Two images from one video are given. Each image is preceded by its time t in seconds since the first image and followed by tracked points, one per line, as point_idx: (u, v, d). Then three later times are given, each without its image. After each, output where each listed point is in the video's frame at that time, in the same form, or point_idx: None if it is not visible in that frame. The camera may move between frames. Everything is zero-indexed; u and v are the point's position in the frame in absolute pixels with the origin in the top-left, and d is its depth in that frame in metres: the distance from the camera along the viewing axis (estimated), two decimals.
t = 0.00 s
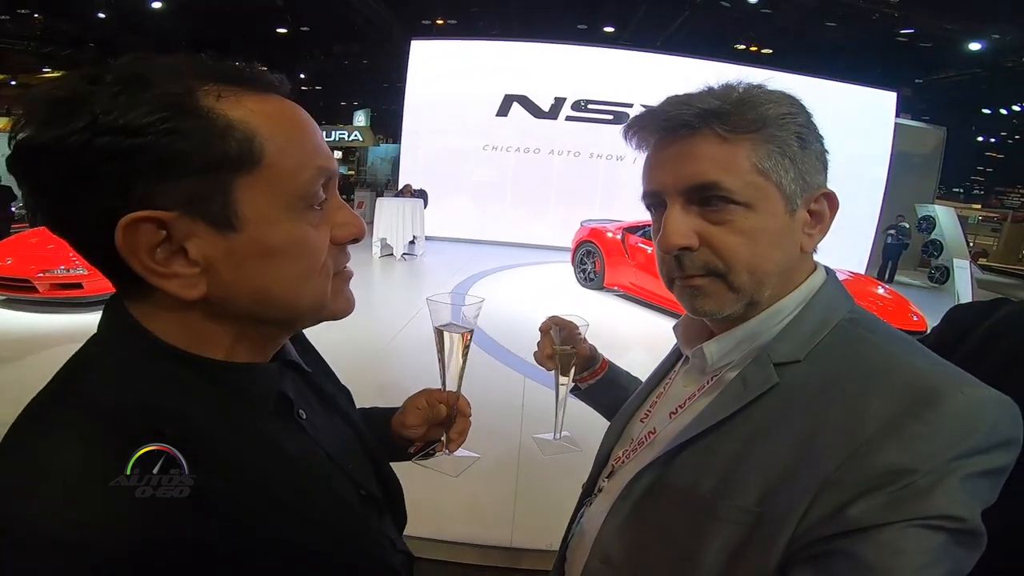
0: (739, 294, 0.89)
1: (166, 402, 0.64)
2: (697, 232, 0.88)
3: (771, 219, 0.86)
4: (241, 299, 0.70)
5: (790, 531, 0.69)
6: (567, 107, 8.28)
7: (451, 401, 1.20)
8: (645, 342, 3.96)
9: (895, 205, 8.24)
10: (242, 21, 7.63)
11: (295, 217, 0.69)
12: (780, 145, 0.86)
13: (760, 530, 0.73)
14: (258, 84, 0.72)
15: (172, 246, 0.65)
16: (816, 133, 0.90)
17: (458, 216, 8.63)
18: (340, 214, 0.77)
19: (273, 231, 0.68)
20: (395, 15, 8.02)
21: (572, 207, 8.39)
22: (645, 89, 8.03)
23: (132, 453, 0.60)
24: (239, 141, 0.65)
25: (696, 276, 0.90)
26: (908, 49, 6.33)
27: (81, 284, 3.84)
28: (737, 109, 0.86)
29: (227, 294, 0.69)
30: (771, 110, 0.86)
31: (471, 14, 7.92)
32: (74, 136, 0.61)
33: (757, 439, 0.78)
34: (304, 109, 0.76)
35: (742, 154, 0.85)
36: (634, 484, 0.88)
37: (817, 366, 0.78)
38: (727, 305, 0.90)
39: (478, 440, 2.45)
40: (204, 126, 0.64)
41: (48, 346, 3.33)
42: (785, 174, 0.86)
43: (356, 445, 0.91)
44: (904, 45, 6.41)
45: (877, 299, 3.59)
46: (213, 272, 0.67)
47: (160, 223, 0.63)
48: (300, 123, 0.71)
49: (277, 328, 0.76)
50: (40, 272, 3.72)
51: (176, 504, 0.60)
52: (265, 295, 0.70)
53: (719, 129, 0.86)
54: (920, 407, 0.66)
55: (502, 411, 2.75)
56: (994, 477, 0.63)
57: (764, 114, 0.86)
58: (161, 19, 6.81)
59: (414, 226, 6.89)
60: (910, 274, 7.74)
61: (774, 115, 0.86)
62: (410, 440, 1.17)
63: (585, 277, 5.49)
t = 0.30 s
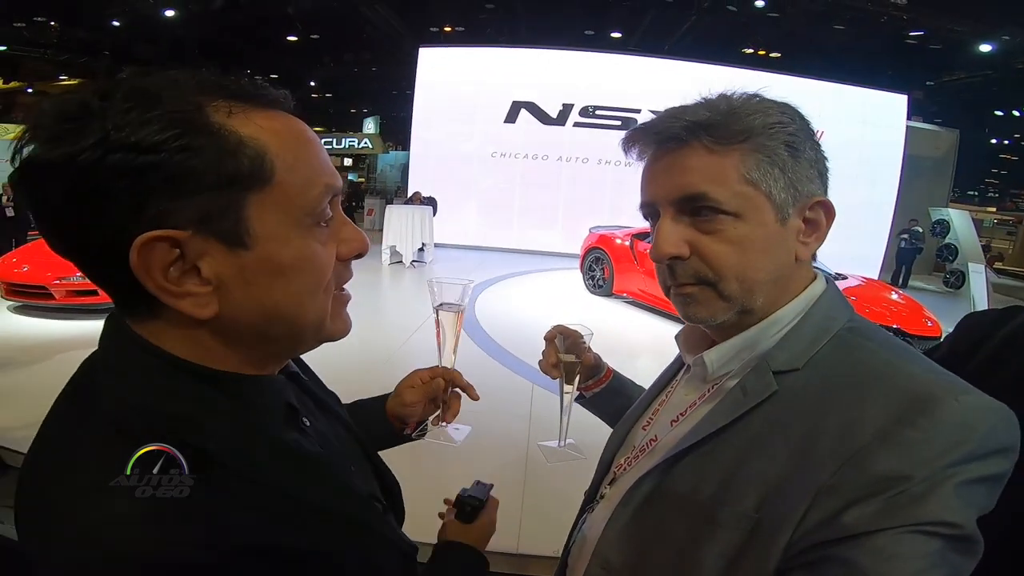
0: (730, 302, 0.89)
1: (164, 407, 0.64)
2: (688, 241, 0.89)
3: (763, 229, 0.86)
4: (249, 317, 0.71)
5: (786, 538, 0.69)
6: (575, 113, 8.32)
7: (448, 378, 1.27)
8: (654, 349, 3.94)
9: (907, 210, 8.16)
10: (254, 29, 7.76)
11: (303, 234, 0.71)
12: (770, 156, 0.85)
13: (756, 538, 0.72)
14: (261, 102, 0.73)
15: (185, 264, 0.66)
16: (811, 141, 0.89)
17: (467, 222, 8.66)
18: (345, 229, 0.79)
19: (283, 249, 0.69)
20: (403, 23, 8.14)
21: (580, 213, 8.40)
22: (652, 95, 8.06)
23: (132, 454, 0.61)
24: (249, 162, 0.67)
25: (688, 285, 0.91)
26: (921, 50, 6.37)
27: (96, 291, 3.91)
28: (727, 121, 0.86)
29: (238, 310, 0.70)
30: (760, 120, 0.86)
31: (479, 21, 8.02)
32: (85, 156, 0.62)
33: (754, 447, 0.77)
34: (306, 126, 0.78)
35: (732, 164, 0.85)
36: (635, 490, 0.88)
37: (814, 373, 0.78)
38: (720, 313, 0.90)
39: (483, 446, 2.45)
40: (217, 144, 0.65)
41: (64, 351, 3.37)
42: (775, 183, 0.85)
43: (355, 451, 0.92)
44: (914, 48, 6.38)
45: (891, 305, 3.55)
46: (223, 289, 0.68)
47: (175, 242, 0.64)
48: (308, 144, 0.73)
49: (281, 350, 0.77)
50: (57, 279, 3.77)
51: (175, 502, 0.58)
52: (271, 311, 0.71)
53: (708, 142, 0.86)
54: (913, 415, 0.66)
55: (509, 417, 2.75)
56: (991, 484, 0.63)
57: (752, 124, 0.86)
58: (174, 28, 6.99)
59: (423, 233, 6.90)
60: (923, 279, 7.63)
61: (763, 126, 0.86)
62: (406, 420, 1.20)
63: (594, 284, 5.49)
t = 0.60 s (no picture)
0: (728, 301, 0.89)
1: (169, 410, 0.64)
2: (686, 240, 0.90)
3: (760, 229, 0.86)
4: (266, 326, 0.72)
5: (787, 540, 0.69)
6: (578, 115, 8.33)
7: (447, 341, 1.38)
8: (659, 350, 3.93)
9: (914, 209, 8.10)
10: (258, 33, 7.83)
11: (322, 247, 0.73)
12: (769, 156, 0.85)
13: (757, 540, 0.72)
14: (275, 113, 0.74)
15: (212, 278, 0.66)
16: (815, 141, 0.88)
17: (471, 225, 8.67)
18: (353, 240, 0.81)
19: (305, 263, 0.71)
20: (406, 26, 8.18)
21: (584, 214, 8.39)
22: (655, 96, 8.05)
23: (132, 454, 0.63)
24: (279, 176, 0.67)
25: (687, 283, 0.92)
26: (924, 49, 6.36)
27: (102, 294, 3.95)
28: (725, 122, 0.87)
29: (259, 322, 0.71)
30: (758, 120, 0.86)
31: (482, 24, 8.05)
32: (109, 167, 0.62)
33: (757, 450, 0.77)
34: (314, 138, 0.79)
35: (731, 165, 0.85)
36: (638, 491, 0.89)
37: (822, 376, 0.78)
38: (718, 312, 0.91)
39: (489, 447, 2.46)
40: (248, 160, 0.66)
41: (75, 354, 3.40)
42: (775, 183, 0.85)
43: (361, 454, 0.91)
44: (917, 46, 6.38)
45: (898, 305, 3.53)
46: (248, 302, 0.69)
47: (206, 257, 0.65)
48: (323, 158, 0.75)
49: (290, 357, 0.78)
50: (66, 283, 3.80)
51: (175, 502, 0.60)
52: (287, 320, 0.72)
53: (706, 142, 0.87)
54: (916, 419, 0.66)
55: (515, 419, 2.76)
56: (994, 487, 0.63)
57: (751, 124, 0.86)
58: (179, 33, 7.06)
59: (428, 237, 6.88)
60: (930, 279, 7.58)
61: (761, 126, 0.86)
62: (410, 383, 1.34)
63: (599, 286, 5.50)
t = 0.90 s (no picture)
0: (731, 303, 0.89)
1: (171, 412, 0.64)
2: (688, 240, 0.90)
3: (762, 231, 0.86)
4: (258, 338, 0.72)
5: (792, 541, 0.69)
6: (579, 117, 8.30)
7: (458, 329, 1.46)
8: (662, 352, 3.92)
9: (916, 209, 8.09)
10: (260, 38, 7.86)
11: (310, 259, 0.72)
12: (771, 159, 0.85)
13: (760, 543, 0.72)
14: (272, 120, 0.73)
15: (193, 295, 0.67)
16: (821, 143, 0.87)
17: (473, 228, 8.67)
18: (353, 248, 0.80)
19: (291, 277, 0.70)
20: (406, 30, 8.20)
21: (586, 217, 8.39)
22: (656, 99, 8.06)
23: (132, 454, 0.63)
24: (256, 187, 0.66)
25: (688, 283, 0.93)
26: (924, 49, 6.37)
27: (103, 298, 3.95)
28: (730, 124, 0.87)
29: (247, 333, 0.71)
30: (761, 122, 0.86)
31: (482, 27, 8.07)
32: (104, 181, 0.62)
33: (762, 452, 0.77)
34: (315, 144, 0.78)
35: (732, 168, 0.86)
36: (642, 493, 0.88)
37: (826, 380, 0.78)
38: (720, 313, 0.91)
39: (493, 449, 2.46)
40: (223, 175, 0.65)
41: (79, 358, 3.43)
42: (778, 185, 0.85)
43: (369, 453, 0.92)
44: (916, 46, 6.39)
45: (901, 305, 3.52)
46: (233, 317, 0.69)
47: (186, 278, 0.65)
48: (313, 164, 0.72)
49: (291, 364, 0.78)
50: (72, 288, 3.84)
51: (175, 501, 0.60)
52: (279, 331, 0.72)
53: (708, 144, 0.88)
54: (919, 423, 0.66)
55: (518, 421, 2.76)
56: (1000, 492, 0.63)
57: (754, 126, 0.86)
58: (181, 36, 7.11)
59: (429, 239, 6.89)
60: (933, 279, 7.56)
61: (765, 128, 0.86)
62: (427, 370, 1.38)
63: (601, 288, 5.50)
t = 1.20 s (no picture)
0: (737, 303, 0.89)
1: (172, 412, 0.64)
2: (694, 239, 0.90)
3: (770, 231, 0.86)
4: (253, 340, 0.72)
5: (795, 542, 0.68)
6: (580, 118, 8.30)
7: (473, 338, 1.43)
8: (664, 352, 3.92)
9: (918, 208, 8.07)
10: (261, 40, 7.88)
11: (303, 263, 0.70)
12: (778, 159, 0.85)
13: (764, 544, 0.72)
14: (271, 121, 0.72)
15: (184, 298, 0.67)
16: (826, 144, 0.88)
17: (474, 229, 8.67)
18: (354, 249, 0.78)
19: (282, 281, 0.69)
20: (406, 32, 8.22)
21: (588, 217, 8.39)
22: (656, 99, 8.06)
23: (133, 454, 0.63)
24: (236, 191, 0.65)
25: (695, 282, 0.92)
26: (925, 48, 6.37)
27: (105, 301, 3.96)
28: (737, 124, 0.87)
29: (241, 335, 0.71)
30: (769, 122, 0.87)
31: (482, 28, 8.09)
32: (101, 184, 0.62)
33: (766, 453, 0.77)
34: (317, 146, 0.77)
35: (740, 167, 0.86)
36: (645, 495, 0.88)
37: (828, 381, 0.78)
38: (727, 313, 0.91)
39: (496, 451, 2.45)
40: (204, 178, 0.64)
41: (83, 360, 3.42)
42: (785, 183, 0.85)
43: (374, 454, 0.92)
44: (916, 45, 6.39)
45: (904, 304, 3.52)
46: (224, 319, 0.69)
47: (174, 281, 0.66)
48: (306, 165, 0.70)
49: (292, 367, 0.77)
50: (74, 291, 3.83)
51: (175, 502, 0.60)
52: (273, 334, 0.71)
53: (717, 143, 0.87)
54: (923, 423, 0.65)
55: (521, 423, 2.76)
56: (1005, 492, 0.62)
57: (761, 125, 0.86)
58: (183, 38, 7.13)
59: (431, 240, 6.87)
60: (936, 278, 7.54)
61: (773, 128, 0.86)
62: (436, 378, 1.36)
63: (603, 289, 5.50)
